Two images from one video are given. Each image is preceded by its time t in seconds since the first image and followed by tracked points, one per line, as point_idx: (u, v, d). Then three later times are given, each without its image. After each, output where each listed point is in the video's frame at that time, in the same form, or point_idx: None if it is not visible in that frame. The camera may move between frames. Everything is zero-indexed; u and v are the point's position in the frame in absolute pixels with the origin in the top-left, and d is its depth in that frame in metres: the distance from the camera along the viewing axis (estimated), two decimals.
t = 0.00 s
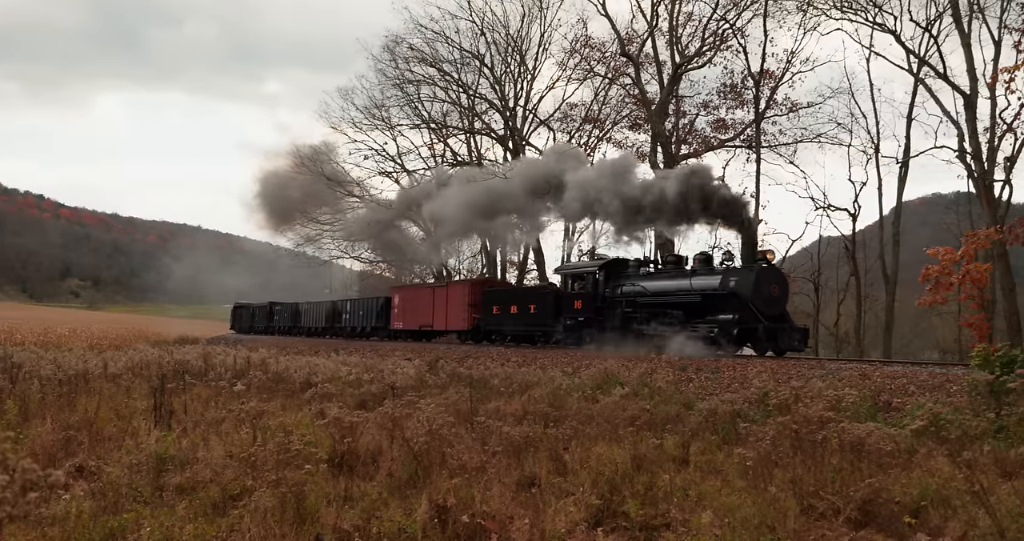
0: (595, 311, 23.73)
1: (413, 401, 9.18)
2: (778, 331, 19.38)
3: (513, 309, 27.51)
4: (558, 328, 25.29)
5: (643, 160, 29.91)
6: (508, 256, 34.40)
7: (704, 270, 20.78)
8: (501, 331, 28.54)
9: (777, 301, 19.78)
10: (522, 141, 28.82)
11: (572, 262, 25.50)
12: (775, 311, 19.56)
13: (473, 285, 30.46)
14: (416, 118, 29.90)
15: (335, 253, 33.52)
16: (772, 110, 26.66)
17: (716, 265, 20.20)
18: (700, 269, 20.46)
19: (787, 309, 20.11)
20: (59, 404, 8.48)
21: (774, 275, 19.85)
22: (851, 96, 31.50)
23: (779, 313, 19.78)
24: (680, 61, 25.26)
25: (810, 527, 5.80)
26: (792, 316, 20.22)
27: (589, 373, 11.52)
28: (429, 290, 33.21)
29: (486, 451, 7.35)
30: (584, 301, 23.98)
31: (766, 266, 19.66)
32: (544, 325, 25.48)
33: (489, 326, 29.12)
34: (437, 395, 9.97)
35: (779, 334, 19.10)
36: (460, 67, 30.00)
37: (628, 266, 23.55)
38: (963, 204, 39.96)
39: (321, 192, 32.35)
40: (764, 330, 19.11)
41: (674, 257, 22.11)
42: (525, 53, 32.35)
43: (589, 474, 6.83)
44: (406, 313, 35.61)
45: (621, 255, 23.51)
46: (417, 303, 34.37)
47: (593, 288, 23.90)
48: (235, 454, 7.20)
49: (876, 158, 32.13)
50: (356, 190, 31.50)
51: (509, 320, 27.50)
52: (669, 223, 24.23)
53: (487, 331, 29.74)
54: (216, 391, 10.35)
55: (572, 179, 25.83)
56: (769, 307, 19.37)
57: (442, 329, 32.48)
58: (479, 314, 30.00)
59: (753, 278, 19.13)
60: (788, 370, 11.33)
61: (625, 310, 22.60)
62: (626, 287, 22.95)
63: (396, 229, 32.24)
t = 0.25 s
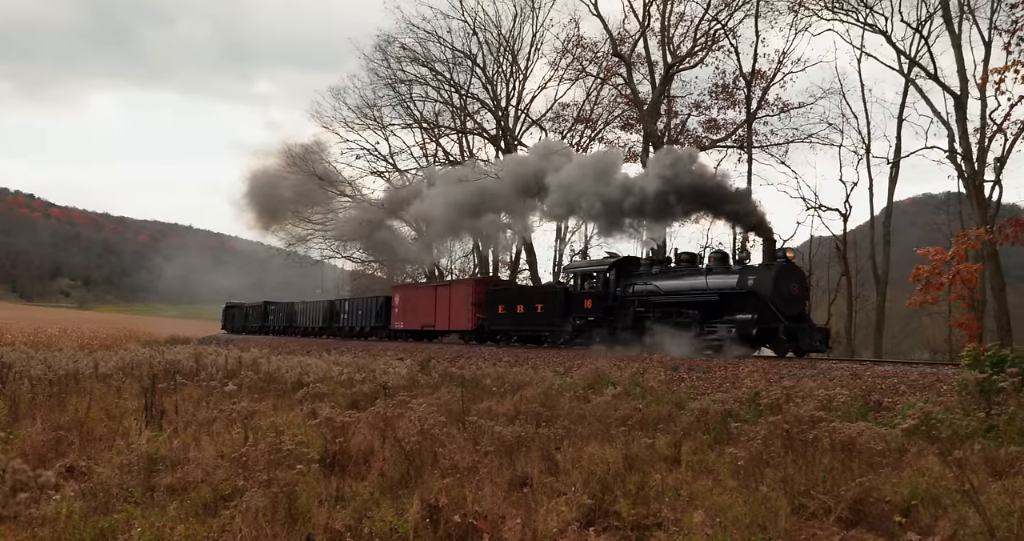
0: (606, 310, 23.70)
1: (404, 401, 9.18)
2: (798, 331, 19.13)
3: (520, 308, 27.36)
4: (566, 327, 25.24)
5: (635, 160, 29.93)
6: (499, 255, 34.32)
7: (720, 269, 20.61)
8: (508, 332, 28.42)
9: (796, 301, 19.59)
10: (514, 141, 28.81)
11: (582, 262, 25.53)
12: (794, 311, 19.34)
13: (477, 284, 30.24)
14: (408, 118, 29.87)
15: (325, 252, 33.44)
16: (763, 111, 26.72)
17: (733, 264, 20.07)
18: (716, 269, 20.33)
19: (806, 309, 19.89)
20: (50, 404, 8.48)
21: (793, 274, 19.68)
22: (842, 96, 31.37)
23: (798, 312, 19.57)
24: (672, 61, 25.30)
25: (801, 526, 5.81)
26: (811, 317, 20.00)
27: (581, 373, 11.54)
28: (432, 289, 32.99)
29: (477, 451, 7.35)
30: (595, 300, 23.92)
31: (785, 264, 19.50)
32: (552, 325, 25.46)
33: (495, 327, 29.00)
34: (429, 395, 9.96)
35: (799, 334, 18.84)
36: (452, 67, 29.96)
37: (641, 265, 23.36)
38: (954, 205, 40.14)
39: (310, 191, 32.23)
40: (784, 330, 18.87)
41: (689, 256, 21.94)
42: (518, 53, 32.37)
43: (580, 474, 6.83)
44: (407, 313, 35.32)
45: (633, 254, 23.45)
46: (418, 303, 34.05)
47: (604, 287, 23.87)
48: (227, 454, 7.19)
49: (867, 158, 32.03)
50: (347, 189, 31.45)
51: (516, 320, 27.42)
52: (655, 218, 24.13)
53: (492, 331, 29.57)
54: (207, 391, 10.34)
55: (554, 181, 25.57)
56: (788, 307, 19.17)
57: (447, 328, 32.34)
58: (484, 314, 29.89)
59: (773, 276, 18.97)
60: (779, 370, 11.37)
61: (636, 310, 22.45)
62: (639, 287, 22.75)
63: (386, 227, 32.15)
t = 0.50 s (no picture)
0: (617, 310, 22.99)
1: (397, 401, 9.17)
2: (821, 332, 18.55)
3: (527, 309, 26.69)
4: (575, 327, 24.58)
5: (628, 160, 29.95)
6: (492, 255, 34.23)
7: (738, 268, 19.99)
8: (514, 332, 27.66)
9: (818, 300, 19.03)
10: (507, 141, 28.80)
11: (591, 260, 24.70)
12: (816, 311, 18.78)
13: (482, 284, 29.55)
14: (401, 117, 29.83)
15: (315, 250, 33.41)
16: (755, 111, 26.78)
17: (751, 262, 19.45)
18: (735, 267, 19.64)
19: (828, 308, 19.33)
20: (40, 405, 8.48)
21: (814, 273, 19.11)
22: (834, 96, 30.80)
23: (820, 312, 19.01)
24: (664, 61, 25.33)
25: (793, 526, 5.82)
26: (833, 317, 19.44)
27: (573, 373, 11.55)
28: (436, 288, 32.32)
29: (470, 451, 7.35)
30: (606, 300, 23.21)
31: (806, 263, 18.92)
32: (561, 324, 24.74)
33: (501, 326, 28.21)
34: (421, 394, 9.94)
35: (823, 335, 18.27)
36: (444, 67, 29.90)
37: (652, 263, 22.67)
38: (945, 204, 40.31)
39: (302, 190, 32.02)
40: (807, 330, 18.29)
41: (703, 254, 21.28)
42: (510, 53, 32.38)
43: (573, 474, 6.84)
44: (408, 313, 34.66)
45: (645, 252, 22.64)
46: (420, 302, 33.28)
47: (615, 286, 23.06)
48: (219, 454, 7.18)
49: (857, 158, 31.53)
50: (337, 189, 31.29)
51: (523, 320, 26.63)
52: (639, 213, 24.02)
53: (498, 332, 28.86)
54: (199, 391, 10.33)
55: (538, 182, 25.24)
56: (811, 307, 18.60)
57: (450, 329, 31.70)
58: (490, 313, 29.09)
59: (795, 275, 18.39)
60: (771, 370, 11.41)
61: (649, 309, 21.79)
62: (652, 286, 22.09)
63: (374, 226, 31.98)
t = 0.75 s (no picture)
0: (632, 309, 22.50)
1: (389, 400, 9.17)
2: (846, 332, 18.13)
3: (536, 308, 26.27)
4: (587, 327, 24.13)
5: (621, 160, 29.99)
6: (485, 254, 34.12)
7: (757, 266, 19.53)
8: (522, 332, 27.30)
9: (841, 300, 18.61)
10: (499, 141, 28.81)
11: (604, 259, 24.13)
12: (840, 311, 18.36)
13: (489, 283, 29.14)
14: (393, 117, 29.80)
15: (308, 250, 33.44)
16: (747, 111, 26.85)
17: (772, 260, 19.02)
18: (755, 265, 19.19)
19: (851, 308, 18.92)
20: (31, 405, 8.46)
21: (838, 272, 18.68)
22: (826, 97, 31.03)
23: (843, 312, 18.59)
24: (657, 61, 25.37)
25: (784, 525, 5.83)
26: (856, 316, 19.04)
27: (566, 372, 11.58)
28: (441, 287, 31.89)
29: (463, 451, 7.35)
30: (620, 299, 22.75)
31: (830, 261, 18.48)
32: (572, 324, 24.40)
33: (508, 326, 27.83)
34: (413, 394, 9.95)
35: (849, 336, 17.86)
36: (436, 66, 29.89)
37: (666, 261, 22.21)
38: (937, 205, 40.52)
39: (292, 190, 32.01)
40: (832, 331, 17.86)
41: (721, 252, 20.79)
42: (503, 52, 32.38)
43: (565, 474, 6.85)
44: (411, 312, 34.19)
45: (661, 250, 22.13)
46: (425, 302, 32.91)
47: (630, 285, 22.54)
48: (211, 454, 7.16)
49: (850, 158, 31.73)
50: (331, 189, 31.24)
51: (532, 320, 26.26)
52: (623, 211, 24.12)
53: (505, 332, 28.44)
54: (191, 391, 10.34)
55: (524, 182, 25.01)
56: (835, 306, 18.17)
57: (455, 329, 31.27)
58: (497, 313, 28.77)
59: (820, 274, 17.95)
60: (764, 369, 11.46)
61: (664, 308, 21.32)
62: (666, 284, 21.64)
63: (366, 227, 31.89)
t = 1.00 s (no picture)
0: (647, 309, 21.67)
1: (382, 400, 9.16)
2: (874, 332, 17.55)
3: (544, 308, 25.75)
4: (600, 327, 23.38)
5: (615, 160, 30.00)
6: (476, 254, 34.00)
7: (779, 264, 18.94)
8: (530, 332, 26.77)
9: (868, 299, 18.01)
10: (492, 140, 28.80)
11: (616, 256, 23.29)
12: (867, 310, 17.78)
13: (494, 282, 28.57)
14: (386, 117, 29.76)
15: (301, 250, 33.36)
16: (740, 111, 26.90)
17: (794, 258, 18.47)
18: (778, 264, 18.58)
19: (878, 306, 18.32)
20: (22, 404, 8.46)
21: (865, 270, 18.05)
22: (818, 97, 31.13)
23: (870, 311, 18.01)
24: (650, 61, 25.38)
25: (776, 524, 5.84)
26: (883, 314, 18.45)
27: (559, 372, 11.59)
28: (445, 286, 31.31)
29: (455, 451, 7.35)
30: (634, 299, 21.94)
31: (857, 258, 17.84)
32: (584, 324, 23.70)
33: (517, 326, 27.21)
34: (406, 394, 9.94)
35: (878, 335, 17.27)
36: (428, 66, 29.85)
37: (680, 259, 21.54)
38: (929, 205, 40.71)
39: (285, 189, 31.89)
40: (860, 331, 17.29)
41: (740, 249, 20.15)
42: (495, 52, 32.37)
43: (558, 473, 6.85)
44: (415, 311, 33.62)
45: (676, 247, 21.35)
46: (428, 301, 32.33)
47: (644, 284, 21.70)
48: (203, 454, 7.15)
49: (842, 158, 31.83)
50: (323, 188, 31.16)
51: (542, 320, 25.60)
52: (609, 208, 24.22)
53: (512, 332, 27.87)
54: (183, 391, 10.34)
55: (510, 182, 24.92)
56: (862, 305, 17.58)
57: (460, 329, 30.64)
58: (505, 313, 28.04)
59: (847, 272, 17.34)
60: (757, 369, 11.50)
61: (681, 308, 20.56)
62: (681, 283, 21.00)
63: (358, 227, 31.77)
